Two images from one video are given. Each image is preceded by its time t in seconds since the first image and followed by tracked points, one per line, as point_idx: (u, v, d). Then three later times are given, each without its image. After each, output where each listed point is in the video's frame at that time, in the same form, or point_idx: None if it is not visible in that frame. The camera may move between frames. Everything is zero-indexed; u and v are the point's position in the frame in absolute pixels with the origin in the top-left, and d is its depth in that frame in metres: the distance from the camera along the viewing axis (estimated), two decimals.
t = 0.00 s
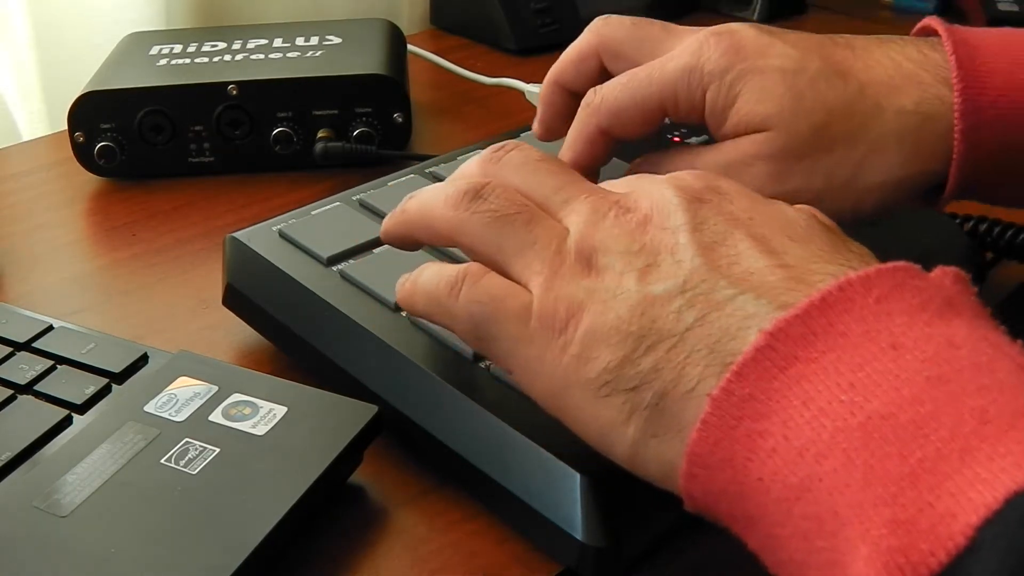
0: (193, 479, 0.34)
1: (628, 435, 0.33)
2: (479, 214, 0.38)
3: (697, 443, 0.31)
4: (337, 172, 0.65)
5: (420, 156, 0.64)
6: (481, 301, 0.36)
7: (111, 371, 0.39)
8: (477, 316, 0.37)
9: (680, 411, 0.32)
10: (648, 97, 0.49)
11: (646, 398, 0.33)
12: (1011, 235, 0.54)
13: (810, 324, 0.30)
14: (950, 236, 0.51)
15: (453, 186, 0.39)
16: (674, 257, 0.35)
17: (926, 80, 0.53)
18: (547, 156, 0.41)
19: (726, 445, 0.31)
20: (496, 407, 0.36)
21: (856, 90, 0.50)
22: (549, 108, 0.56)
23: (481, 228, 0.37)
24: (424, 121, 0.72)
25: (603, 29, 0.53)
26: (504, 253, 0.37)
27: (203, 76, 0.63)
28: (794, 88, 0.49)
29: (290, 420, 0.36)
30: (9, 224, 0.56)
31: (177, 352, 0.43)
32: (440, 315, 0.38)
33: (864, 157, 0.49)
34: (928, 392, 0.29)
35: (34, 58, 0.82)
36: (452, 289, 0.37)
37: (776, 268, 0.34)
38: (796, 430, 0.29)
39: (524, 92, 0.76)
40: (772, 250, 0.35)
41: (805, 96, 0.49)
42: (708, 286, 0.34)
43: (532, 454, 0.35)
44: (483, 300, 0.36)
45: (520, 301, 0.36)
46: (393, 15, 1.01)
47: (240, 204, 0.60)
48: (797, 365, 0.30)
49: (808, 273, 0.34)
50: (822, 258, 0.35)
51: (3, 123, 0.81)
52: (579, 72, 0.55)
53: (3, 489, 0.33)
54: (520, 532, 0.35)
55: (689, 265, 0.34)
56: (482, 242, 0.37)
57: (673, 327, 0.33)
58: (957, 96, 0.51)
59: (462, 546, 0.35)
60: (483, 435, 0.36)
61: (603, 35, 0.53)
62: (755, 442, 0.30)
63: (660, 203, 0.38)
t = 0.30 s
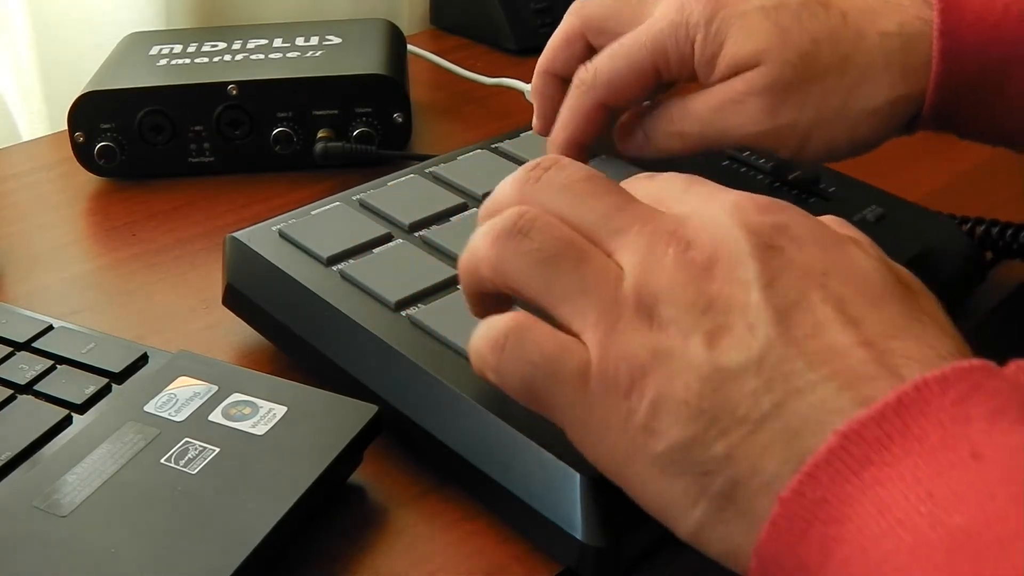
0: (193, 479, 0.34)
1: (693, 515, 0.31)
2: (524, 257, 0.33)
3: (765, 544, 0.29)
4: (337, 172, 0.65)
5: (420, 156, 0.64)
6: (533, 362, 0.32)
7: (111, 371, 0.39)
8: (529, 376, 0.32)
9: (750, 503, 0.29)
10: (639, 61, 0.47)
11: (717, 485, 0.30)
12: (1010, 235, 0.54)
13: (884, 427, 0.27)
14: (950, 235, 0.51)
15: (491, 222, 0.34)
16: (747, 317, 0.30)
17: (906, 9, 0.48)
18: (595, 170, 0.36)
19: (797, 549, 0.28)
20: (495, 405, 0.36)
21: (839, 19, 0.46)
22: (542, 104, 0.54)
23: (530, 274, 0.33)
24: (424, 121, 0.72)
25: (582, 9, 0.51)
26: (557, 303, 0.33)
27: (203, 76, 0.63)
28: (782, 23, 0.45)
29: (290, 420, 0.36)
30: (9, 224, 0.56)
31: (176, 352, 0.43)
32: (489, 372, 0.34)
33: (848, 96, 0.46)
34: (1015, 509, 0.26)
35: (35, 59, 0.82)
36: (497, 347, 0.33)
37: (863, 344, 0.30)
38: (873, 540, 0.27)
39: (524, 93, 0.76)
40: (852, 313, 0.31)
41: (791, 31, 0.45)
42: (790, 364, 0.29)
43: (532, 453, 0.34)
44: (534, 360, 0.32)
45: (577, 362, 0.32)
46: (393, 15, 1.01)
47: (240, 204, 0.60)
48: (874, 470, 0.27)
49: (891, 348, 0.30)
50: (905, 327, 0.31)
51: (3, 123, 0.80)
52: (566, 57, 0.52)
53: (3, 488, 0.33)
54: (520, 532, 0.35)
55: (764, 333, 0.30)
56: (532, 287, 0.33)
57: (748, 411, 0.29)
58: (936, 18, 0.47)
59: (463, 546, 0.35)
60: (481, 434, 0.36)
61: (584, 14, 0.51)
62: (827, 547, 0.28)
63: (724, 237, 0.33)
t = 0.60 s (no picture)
0: (193, 479, 0.34)
1: (698, 514, 0.30)
2: (536, 263, 0.32)
3: (766, 539, 0.29)
4: (337, 172, 0.65)
5: (420, 156, 0.64)
6: (547, 370, 0.32)
7: (111, 372, 0.39)
8: (541, 383, 0.32)
9: (753, 504, 0.29)
10: (607, 68, 0.45)
11: (721, 485, 0.30)
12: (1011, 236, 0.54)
13: (887, 426, 0.27)
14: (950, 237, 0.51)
15: (504, 225, 0.33)
16: (753, 326, 0.30)
17: None
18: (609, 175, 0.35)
19: (797, 544, 0.28)
20: (494, 406, 0.36)
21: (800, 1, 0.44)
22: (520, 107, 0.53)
23: (541, 280, 0.32)
24: (424, 121, 0.72)
25: (547, 10, 0.50)
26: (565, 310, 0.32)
27: (202, 76, 0.63)
28: (739, 14, 0.43)
29: (290, 420, 0.36)
30: (8, 224, 0.56)
31: (176, 352, 0.42)
32: (505, 380, 0.33)
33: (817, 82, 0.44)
34: (1010, 506, 0.26)
35: (35, 57, 0.82)
36: (509, 352, 0.33)
37: (868, 349, 0.29)
38: (873, 535, 0.27)
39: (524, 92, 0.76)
40: (859, 320, 0.30)
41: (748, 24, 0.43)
42: (796, 369, 0.29)
43: (532, 454, 0.34)
44: (546, 368, 0.32)
45: (587, 370, 0.31)
46: (393, 15, 1.01)
47: (240, 204, 0.60)
48: (874, 469, 0.27)
49: (897, 356, 0.30)
50: (914, 335, 0.30)
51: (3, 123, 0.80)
52: (536, 59, 0.51)
53: (3, 489, 0.33)
54: (520, 532, 0.35)
55: (771, 341, 0.29)
56: (540, 294, 0.32)
57: (752, 415, 0.29)
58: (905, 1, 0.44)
59: (462, 546, 0.35)
60: (481, 435, 0.36)
61: (548, 16, 0.50)
62: (825, 540, 0.28)
63: (733, 246, 0.32)
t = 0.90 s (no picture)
0: (192, 479, 0.34)
1: (642, 449, 0.32)
2: (481, 226, 0.36)
3: (706, 455, 0.30)
4: (337, 172, 0.65)
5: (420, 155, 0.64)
6: (490, 321, 0.35)
7: (111, 371, 0.39)
8: (485, 334, 0.35)
9: (693, 426, 0.31)
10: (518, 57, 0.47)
11: (661, 414, 0.31)
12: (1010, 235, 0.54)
13: (817, 339, 0.29)
14: (950, 236, 0.51)
15: (452, 197, 0.37)
16: (682, 269, 0.33)
17: None
18: (548, 160, 0.38)
19: (735, 457, 0.30)
20: (495, 406, 0.36)
21: None
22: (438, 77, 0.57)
23: (487, 241, 0.36)
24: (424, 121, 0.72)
25: None
26: (510, 266, 0.36)
27: (202, 76, 0.63)
28: None
29: (290, 420, 0.36)
30: (9, 224, 0.56)
31: (176, 352, 0.42)
32: (449, 333, 0.37)
33: (731, 70, 0.47)
34: (934, 406, 0.28)
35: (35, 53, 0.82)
36: (456, 309, 0.36)
37: (788, 280, 0.32)
38: (805, 443, 0.29)
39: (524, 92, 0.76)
40: (780, 260, 0.33)
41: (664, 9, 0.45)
42: (722, 299, 0.32)
43: (532, 454, 0.34)
44: (490, 319, 0.35)
45: (529, 320, 0.34)
46: (393, 15, 1.01)
47: (240, 204, 0.60)
48: (805, 380, 0.29)
49: (818, 284, 0.32)
50: (830, 266, 0.34)
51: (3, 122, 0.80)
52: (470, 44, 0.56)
53: (3, 489, 0.33)
54: (520, 532, 0.35)
55: (698, 278, 0.32)
56: (486, 253, 0.36)
57: (684, 344, 0.31)
58: None
59: (463, 546, 0.35)
60: (480, 435, 0.36)
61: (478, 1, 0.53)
62: (762, 453, 0.29)
63: (664, 203, 0.36)
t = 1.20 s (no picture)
0: (192, 479, 0.34)
1: (654, 463, 0.32)
2: (490, 229, 0.36)
3: (718, 474, 0.31)
4: (337, 172, 0.65)
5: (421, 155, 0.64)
6: (501, 326, 0.35)
7: (111, 371, 0.39)
8: (495, 341, 0.35)
9: (705, 441, 0.31)
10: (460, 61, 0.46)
11: (674, 429, 0.32)
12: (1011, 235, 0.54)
13: (830, 359, 0.29)
14: (951, 237, 0.51)
15: (459, 198, 0.37)
16: (696, 277, 0.33)
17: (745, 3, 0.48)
18: (559, 158, 0.38)
19: (748, 478, 0.30)
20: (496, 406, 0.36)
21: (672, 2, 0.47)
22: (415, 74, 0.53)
23: (495, 245, 0.36)
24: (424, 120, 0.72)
25: None
26: (521, 270, 0.35)
27: (202, 76, 0.63)
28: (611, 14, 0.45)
29: (290, 420, 0.36)
30: (9, 224, 0.56)
31: (176, 352, 0.42)
32: (459, 337, 0.36)
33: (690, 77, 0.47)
34: (947, 431, 0.28)
35: (35, 58, 0.82)
36: (466, 314, 0.36)
37: (805, 291, 0.32)
38: (817, 465, 0.29)
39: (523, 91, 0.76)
40: (797, 269, 0.33)
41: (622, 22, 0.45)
42: (737, 311, 0.32)
43: (532, 455, 0.34)
44: (501, 325, 0.35)
45: (542, 322, 0.34)
46: (392, 14, 1.01)
47: (240, 204, 0.60)
48: (818, 400, 0.29)
49: (833, 295, 0.32)
50: (846, 275, 0.33)
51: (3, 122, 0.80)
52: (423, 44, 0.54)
53: (3, 489, 0.33)
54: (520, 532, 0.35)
55: (712, 288, 0.32)
56: (496, 258, 0.36)
57: (699, 357, 0.31)
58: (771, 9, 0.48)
59: (462, 546, 0.35)
60: (479, 433, 0.36)
61: None
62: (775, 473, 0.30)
63: (675, 207, 0.36)
